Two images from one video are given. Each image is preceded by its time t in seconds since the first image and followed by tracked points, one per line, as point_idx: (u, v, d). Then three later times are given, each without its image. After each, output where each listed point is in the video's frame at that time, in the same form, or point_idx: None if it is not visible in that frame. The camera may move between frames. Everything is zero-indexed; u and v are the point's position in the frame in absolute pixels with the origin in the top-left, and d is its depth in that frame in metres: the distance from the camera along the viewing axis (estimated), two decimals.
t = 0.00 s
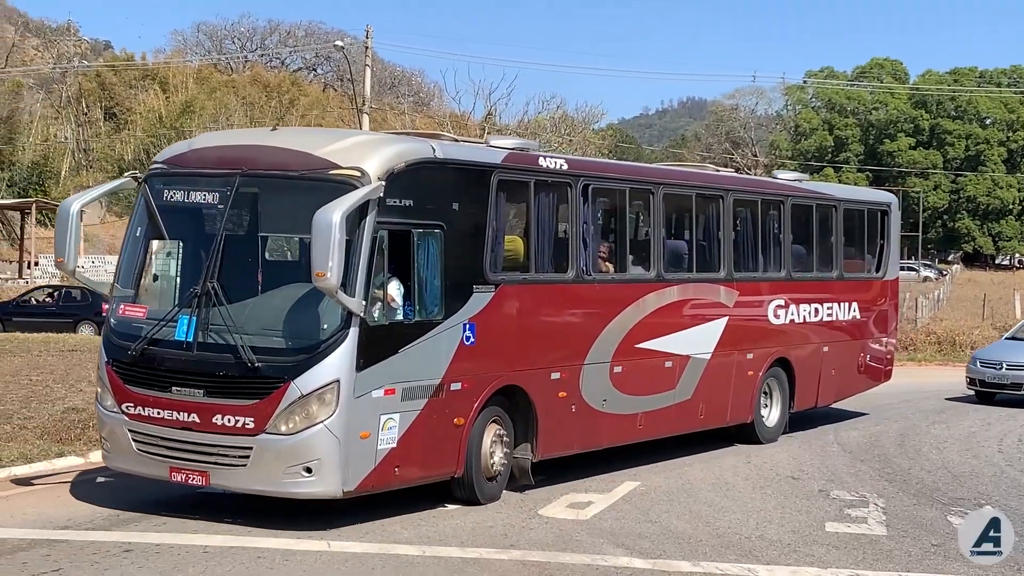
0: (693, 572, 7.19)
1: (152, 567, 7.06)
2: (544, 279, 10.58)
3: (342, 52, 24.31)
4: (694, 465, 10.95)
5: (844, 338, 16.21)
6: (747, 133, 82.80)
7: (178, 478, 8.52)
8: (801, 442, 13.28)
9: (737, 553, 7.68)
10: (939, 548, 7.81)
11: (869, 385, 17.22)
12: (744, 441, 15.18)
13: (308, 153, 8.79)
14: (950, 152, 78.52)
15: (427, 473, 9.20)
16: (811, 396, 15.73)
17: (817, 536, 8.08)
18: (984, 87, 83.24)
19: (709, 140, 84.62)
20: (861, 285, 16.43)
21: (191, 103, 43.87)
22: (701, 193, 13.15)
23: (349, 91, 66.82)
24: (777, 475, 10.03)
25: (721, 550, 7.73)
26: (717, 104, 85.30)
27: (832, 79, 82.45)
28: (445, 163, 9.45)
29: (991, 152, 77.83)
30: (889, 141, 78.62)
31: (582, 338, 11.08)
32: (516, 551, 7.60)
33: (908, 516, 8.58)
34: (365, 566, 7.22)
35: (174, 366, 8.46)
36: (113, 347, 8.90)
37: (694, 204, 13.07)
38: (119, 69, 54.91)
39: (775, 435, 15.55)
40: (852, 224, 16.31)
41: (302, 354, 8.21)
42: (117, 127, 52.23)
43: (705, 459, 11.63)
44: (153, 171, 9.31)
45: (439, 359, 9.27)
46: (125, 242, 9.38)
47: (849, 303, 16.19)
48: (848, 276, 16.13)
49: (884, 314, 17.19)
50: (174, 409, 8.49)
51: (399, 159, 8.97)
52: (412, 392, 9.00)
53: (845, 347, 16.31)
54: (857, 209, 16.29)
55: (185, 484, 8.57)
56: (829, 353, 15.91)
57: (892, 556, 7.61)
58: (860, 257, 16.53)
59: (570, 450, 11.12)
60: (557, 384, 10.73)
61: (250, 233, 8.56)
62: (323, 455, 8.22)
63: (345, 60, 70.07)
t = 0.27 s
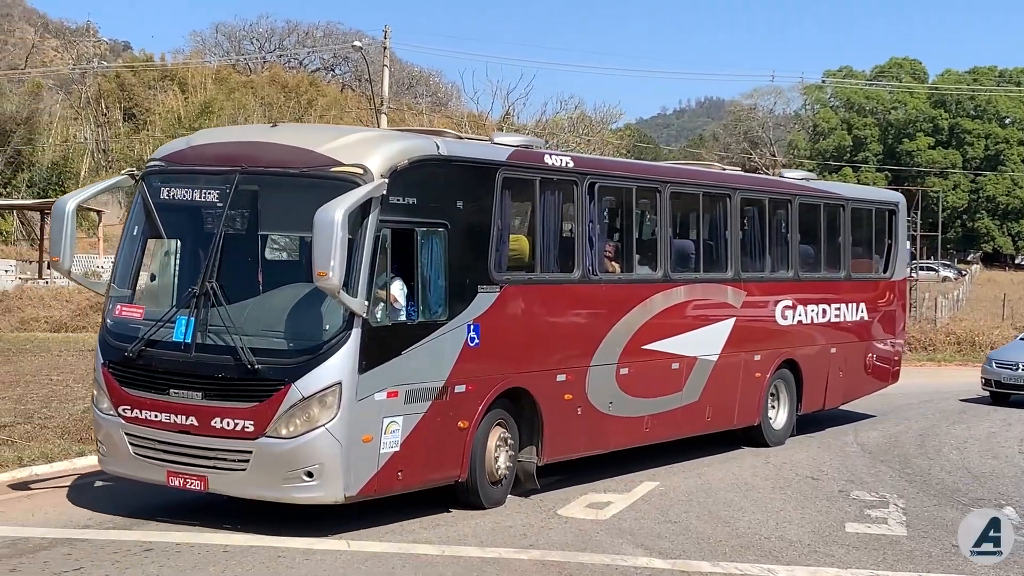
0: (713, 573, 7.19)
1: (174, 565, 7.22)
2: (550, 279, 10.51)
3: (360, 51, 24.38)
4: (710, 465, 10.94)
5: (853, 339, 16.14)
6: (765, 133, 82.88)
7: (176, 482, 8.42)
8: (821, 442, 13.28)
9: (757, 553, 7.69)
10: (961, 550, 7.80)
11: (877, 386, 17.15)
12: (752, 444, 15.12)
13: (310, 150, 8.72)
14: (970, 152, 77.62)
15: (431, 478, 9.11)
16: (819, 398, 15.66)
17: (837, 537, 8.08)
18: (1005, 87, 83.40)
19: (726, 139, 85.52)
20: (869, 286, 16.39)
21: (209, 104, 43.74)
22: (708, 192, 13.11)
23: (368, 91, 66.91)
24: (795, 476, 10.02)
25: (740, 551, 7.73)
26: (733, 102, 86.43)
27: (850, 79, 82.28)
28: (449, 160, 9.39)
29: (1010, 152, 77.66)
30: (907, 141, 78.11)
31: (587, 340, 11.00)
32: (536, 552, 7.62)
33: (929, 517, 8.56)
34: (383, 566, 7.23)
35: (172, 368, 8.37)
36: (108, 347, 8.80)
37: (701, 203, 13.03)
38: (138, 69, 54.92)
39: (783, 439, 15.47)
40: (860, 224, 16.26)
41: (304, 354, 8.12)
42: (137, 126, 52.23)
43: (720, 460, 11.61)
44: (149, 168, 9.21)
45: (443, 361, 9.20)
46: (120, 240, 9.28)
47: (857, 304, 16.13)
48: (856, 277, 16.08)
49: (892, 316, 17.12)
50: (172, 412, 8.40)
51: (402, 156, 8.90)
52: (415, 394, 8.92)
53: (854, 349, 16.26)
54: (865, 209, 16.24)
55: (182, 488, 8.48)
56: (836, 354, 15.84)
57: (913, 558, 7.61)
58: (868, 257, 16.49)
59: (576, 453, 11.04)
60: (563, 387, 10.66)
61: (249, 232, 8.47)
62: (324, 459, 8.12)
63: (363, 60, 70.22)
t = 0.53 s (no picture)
0: (719, 558, 7.70)
1: (216, 549, 8.02)
2: (552, 281, 10.95)
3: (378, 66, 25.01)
4: (715, 459, 11.43)
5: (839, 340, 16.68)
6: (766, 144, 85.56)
7: (192, 477, 8.85)
8: (822, 436, 13.79)
9: (760, 540, 8.19)
10: (953, 537, 8.28)
11: (863, 385, 17.70)
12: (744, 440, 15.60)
13: (322, 156, 9.11)
14: (960, 163, 79.04)
15: (438, 473, 9.53)
16: (807, 396, 16.19)
17: (837, 525, 8.58)
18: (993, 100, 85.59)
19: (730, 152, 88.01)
20: (856, 289, 16.92)
21: (246, 117, 44.29)
22: (703, 198, 13.59)
23: (393, 105, 67.78)
24: (797, 467, 10.52)
25: (745, 538, 8.23)
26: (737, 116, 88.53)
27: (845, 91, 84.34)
28: (456, 166, 9.80)
29: (1000, 163, 78.91)
30: (902, 152, 78.88)
31: (588, 341, 11.45)
32: (551, 537, 8.15)
33: (923, 506, 9.04)
34: (407, 549, 7.75)
35: (189, 366, 8.81)
36: (128, 346, 9.25)
37: (697, 210, 13.50)
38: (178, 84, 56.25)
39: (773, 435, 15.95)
40: (848, 230, 16.80)
41: (316, 353, 8.52)
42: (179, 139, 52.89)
43: (725, 454, 12.09)
44: (168, 174, 9.67)
45: (450, 359, 9.62)
46: (140, 243, 9.73)
47: (844, 306, 16.67)
48: (843, 281, 16.62)
49: (877, 317, 17.68)
50: (189, 409, 8.83)
51: (411, 162, 9.31)
52: (423, 392, 9.34)
53: (839, 350, 16.82)
54: (853, 215, 16.78)
55: (198, 482, 8.90)
56: (824, 355, 16.38)
57: (908, 545, 8.11)
58: (856, 262, 17.04)
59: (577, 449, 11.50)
60: (565, 385, 11.11)
61: (264, 236, 8.89)
62: (336, 454, 8.53)
63: (389, 76, 71.10)
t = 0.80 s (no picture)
0: (723, 545, 8.26)
1: (252, 534, 8.68)
2: (553, 285, 11.42)
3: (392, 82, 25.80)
4: (717, 454, 11.94)
5: (824, 341, 17.31)
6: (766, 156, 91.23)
7: (206, 472, 9.18)
8: (819, 430, 14.37)
9: (762, 529, 8.74)
10: (943, 526, 8.83)
11: (846, 385, 18.36)
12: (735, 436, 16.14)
13: (332, 163, 9.49)
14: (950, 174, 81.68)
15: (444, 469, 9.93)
16: (794, 394, 16.75)
17: (834, 515, 9.13)
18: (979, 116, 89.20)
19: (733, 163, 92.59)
20: (839, 293, 17.57)
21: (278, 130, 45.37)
22: (696, 206, 14.14)
23: (417, 119, 68.89)
24: (796, 461, 11.07)
25: (748, 527, 8.79)
26: (739, 129, 94.38)
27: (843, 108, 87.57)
28: (461, 173, 10.24)
29: (987, 174, 81.58)
30: (895, 164, 82.15)
31: (586, 343, 11.93)
32: (566, 525, 8.74)
33: (914, 497, 9.59)
34: (428, 536, 8.29)
35: (204, 365, 9.16)
36: (145, 345, 9.63)
37: (690, 217, 14.05)
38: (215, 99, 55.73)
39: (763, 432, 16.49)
40: (833, 237, 17.43)
41: (326, 353, 8.86)
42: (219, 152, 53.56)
43: (728, 450, 12.60)
44: (186, 181, 10.09)
45: (455, 360, 10.03)
46: (157, 247, 10.14)
47: (829, 310, 17.31)
48: (828, 286, 17.25)
49: (860, 320, 18.34)
50: (203, 406, 9.18)
51: (418, 170, 9.71)
52: (429, 391, 9.71)
53: (824, 350, 17.41)
54: (837, 223, 17.40)
55: (212, 477, 9.23)
56: (811, 356, 16.98)
57: (900, 533, 8.65)
58: (841, 268, 17.69)
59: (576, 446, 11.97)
60: (565, 385, 11.59)
61: (277, 240, 9.27)
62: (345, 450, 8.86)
63: (415, 92, 72.27)
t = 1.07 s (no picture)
0: (728, 535, 8.77)
1: (275, 525, 9.16)
2: (553, 287, 11.79)
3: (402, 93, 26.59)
4: (721, 449, 12.42)
5: (812, 341, 17.87)
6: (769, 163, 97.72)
7: (215, 468, 9.50)
8: (817, 425, 14.91)
9: (764, 519, 9.24)
10: (938, 517, 9.30)
11: (833, 383, 18.98)
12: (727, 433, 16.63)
13: (339, 167, 9.75)
14: (943, 183, 89.03)
15: (447, 466, 10.23)
16: (783, 392, 17.25)
17: (833, 506, 9.62)
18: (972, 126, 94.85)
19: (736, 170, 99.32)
20: (827, 296, 18.16)
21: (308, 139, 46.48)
22: (691, 212, 14.62)
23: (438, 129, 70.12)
24: (798, 455, 11.57)
25: (751, 517, 9.28)
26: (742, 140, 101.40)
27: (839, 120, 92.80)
28: (465, 177, 10.53)
29: (979, 182, 88.02)
30: (891, 173, 89.21)
31: (584, 343, 12.31)
32: (579, 514, 9.27)
33: (910, 490, 10.07)
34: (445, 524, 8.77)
35: (212, 364, 9.45)
36: (156, 343, 9.94)
37: (685, 222, 14.51)
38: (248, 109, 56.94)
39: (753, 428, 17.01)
40: (822, 241, 17.98)
41: (331, 353, 9.11)
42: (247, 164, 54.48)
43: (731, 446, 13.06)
44: (196, 185, 10.43)
45: (458, 359, 10.31)
46: (168, 249, 10.47)
47: (818, 311, 17.89)
48: (817, 288, 17.82)
49: (846, 321, 18.95)
50: (212, 404, 9.48)
51: (422, 173, 9.98)
52: (432, 390, 9.98)
53: (811, 350, 17.95)
54: (825, 228, 17.93)
55: (220, 474, 9.54)
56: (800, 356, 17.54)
57: (897, 524, 9.14)
58: (828, 270, 18.28)
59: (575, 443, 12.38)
60: (564, 384, 11.97)
61: (284, 242, 9.54)
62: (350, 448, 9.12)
63: (435, 103, 73.57)
